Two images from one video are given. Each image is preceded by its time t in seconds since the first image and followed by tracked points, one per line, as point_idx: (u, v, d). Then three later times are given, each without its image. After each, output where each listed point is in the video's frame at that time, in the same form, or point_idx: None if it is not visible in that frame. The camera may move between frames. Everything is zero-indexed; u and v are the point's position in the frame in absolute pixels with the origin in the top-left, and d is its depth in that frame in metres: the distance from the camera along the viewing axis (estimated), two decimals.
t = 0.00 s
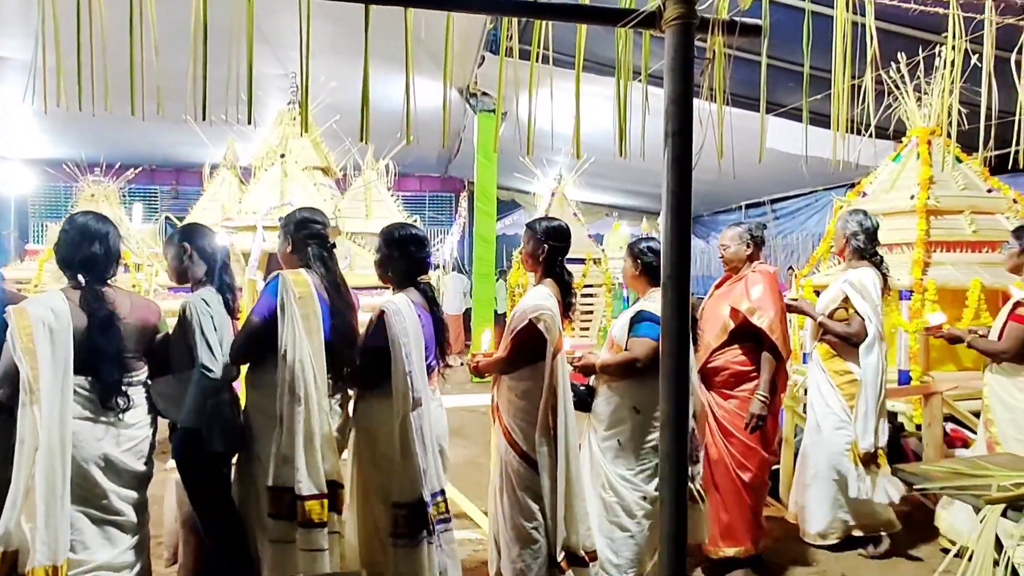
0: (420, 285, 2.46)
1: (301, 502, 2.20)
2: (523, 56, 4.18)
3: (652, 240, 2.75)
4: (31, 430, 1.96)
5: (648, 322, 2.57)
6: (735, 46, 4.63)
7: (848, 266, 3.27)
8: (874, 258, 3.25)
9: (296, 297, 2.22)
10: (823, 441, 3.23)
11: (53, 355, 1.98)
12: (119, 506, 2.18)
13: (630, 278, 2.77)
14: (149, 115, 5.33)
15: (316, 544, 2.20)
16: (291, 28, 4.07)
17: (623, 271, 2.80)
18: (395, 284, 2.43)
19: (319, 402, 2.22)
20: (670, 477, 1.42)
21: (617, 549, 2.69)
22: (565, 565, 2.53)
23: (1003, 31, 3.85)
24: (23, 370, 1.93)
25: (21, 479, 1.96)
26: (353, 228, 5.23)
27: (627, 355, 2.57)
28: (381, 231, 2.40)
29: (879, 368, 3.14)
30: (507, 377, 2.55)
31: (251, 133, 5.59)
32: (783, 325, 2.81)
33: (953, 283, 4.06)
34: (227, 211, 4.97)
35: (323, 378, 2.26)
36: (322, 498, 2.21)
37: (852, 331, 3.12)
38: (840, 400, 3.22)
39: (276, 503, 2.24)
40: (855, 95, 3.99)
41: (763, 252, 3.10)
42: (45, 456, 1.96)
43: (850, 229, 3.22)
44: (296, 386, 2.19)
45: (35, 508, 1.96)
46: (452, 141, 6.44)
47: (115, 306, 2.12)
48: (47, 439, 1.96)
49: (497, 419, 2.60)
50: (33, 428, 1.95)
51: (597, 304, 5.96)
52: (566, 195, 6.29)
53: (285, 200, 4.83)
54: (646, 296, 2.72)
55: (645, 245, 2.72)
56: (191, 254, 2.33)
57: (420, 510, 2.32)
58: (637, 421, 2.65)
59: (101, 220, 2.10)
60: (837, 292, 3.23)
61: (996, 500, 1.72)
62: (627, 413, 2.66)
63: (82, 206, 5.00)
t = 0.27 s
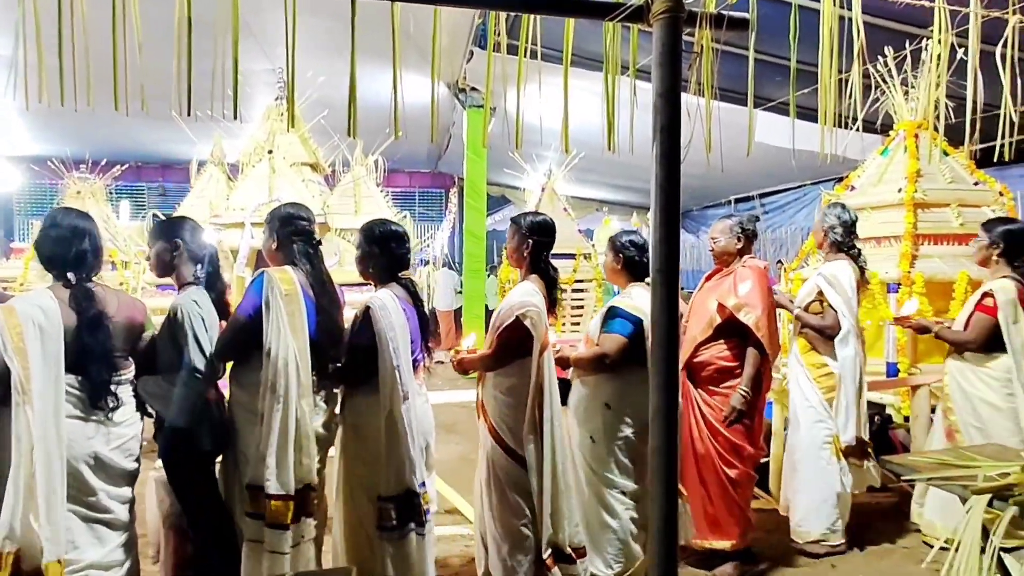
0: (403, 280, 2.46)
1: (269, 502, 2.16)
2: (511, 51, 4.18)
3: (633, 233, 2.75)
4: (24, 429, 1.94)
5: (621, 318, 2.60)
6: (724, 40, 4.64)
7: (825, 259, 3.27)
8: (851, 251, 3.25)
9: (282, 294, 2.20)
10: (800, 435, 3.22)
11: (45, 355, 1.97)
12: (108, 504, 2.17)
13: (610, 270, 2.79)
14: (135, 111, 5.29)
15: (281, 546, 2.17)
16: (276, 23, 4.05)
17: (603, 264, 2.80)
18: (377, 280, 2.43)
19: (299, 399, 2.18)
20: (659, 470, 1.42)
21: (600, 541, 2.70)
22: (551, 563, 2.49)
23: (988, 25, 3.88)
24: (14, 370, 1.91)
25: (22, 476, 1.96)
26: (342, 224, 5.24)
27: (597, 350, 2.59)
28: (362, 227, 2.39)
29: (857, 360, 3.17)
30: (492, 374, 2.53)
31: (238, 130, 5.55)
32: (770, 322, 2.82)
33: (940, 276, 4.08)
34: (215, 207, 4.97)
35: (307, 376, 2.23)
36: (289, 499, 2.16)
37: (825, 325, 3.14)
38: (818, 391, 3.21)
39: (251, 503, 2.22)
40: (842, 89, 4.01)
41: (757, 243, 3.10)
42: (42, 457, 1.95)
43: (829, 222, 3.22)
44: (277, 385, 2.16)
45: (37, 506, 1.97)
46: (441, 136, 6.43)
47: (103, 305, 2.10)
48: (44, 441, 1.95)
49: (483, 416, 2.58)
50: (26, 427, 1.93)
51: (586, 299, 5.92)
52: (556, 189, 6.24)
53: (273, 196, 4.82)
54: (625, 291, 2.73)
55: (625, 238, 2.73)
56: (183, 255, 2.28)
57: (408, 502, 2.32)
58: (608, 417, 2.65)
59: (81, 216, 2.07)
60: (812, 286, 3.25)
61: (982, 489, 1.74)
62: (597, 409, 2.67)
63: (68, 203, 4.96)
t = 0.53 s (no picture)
0: (385, 278, 2.44)
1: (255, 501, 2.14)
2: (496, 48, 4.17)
3: (613, 228, 2.76)
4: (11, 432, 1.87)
5: (596, 315, 2.62)
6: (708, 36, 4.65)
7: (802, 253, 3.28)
8: (829, 245, 3.26)
9: (269, 294, 2.17)
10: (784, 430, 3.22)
11: (30, 358, 1.93)
12: (94, 508, 2.14)
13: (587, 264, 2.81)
14: (117, 111, 5.23)
15: (270, 544, 2.13)
16: (258, 21, 4.01)
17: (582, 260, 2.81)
18: (360, 278, 2.42)
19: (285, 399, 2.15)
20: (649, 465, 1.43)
21: (586, 538, 2.71)
22: (541, 560, 2.48)
23: (969, 20, 3.92)
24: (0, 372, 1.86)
25: (13, 481, 1.87)
26: (329, 223, 5.23)
27: (570, 347, 2.64)
28: (344, 225, 2.37)
29: (832, 356, 3.18)
30: (475, 371, 2.52)
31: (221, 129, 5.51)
32: (760, 319, 2.84)
33: (924, 268, 4.12)
34: (199, 207, 4.94)
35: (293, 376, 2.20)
36: (276, 498, 2.13)
37: (798, 319, 3.15)
38: (794, 387, 3.21)
39: (238, 502, 2.21)
40: (826, 84, 4.04)
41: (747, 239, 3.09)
42: (30, 463, 1.92)
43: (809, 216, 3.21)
44: (264, 384, 2.13)
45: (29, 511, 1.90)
46: (427, 134, 6.41)
47: (87, 308, 2.09)
48: (32, 446, 1.92)
49: (464, 414, 2.59)
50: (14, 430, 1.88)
51: (573, 296, 5.85)
52: (542, 185, 6.23)
53: (259, 195, 4.79)
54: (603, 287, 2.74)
55: (603, 233, 2.74)
56: (163, 255, 2.24)
57: (405, 500, 2.34)
58: (585, 414, 2.68)
59: (58, 215, 2.04)
60: (786, 281, 3.26)
61: (967, 480, 1.76)
62: (573, 407, 2.69)
63: (49, 204, 4.89)
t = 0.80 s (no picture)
0: (368, 281, 2.41)
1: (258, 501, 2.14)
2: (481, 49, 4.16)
3: (594, 228, 2.76)
4: None
5: (575, 317, 2.62)
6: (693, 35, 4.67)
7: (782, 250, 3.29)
8: (809, 242, 3.27)
9: (252, 299, 2.15)
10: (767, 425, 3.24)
11: (12, 365, 1.88)
12: (82, 516, 2.11)
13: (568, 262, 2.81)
14: (98, 114, 5.17)
15: (273, 542, 2.12)
16: (241, 23, 3.98)
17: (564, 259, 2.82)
18: (344, 279, 2.41)
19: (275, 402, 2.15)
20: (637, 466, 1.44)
21: (573, 540, 2.72)
22: (528, 564, 2.45)
23: (949, 19, 3.96)
24: None
25: None
26: (315, 225, 5.20)
27: (551, 348, 2.64)
28: (327, 227, 2.36)
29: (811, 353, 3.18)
30: (456, 372, 2.53)
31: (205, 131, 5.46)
32: (751, 319, 2.85)
33: (908, 265, 4.16)
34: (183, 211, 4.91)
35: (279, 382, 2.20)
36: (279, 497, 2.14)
37: (776, 317, 3.18)
38: (779, 389, 3.23)
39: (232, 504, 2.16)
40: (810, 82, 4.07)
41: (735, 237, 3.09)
42: (17, 472, 1.89)
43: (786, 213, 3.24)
44: (252, 387, 2.12)
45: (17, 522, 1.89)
46: (412, 135, 6.39)
47: (72, 315, 2.07)
48: (17, 456, 1.88)
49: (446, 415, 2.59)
50: None
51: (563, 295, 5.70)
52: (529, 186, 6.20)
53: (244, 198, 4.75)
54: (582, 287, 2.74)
55: (582, 233, 2.74)
56: (148, 262, 2.25)
57: (389, 507, 2.33)
58: (568, 416, 2.68)
59: (40, 221, 2.01)
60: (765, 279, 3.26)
61: (952, 473, 1.77)
62: (557, 410, 2.70)
63: (30, 209, 4.81)
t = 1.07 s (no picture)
0: (355, 281, 2.40)
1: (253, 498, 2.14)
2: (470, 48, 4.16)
3: (580, 227, 2.77)
4: None
5: (561, 318, 2.63)
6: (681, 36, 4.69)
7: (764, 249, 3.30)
8: (790, 240, 3.28)
9: (237, 300, 2.14)
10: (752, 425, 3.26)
11: None
12: (71, 520, 2.09)
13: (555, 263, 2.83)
14: (83, 114, 5.12)
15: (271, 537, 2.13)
16: (229, 22, 3.95)
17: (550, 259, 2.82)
18: (331, 279, 2.40)
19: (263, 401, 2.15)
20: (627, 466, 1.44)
21: (560, 539, 2.72)
22: (507, 567, 2.46)
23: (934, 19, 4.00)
24: None
25: None
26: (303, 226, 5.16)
27: (536, 349, 2.64)
28: (315, 227, 2.35)
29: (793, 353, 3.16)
30: (442, 373, 2.52)
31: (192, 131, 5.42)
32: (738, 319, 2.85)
33: (894, 263, 4.20)
34: (170, 211, 4.88)
35: (265, 383, 2.20)
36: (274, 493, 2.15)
37: (759, 317, 3.20)
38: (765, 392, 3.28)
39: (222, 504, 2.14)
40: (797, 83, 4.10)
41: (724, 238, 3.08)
42: None
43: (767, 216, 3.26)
44: (240, 389, 2.12)
45: None
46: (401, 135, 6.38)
47: (59, 317, 2.05)
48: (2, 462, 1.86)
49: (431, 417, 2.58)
50: None
51: (551, 294, 5.65)
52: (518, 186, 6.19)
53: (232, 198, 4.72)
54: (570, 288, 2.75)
55: (570, 233, 2.75)
56: (138, 266, 2.24)
57: (362, 513, 2.24)
58: (556, 417, 2.69)
59: (23, 222, 1.98)
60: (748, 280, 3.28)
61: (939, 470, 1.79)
62: (545, 411, 2.70)
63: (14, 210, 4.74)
